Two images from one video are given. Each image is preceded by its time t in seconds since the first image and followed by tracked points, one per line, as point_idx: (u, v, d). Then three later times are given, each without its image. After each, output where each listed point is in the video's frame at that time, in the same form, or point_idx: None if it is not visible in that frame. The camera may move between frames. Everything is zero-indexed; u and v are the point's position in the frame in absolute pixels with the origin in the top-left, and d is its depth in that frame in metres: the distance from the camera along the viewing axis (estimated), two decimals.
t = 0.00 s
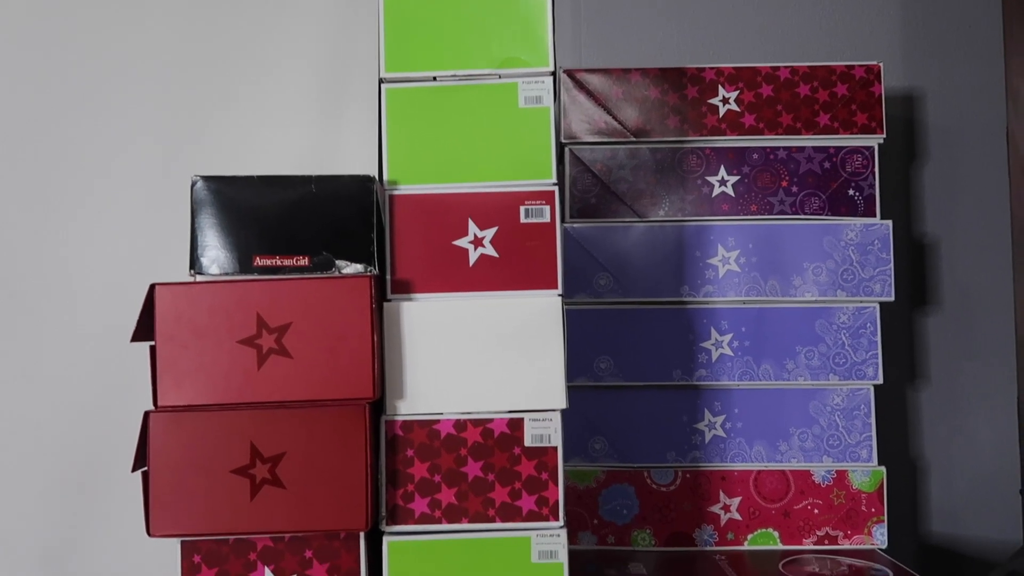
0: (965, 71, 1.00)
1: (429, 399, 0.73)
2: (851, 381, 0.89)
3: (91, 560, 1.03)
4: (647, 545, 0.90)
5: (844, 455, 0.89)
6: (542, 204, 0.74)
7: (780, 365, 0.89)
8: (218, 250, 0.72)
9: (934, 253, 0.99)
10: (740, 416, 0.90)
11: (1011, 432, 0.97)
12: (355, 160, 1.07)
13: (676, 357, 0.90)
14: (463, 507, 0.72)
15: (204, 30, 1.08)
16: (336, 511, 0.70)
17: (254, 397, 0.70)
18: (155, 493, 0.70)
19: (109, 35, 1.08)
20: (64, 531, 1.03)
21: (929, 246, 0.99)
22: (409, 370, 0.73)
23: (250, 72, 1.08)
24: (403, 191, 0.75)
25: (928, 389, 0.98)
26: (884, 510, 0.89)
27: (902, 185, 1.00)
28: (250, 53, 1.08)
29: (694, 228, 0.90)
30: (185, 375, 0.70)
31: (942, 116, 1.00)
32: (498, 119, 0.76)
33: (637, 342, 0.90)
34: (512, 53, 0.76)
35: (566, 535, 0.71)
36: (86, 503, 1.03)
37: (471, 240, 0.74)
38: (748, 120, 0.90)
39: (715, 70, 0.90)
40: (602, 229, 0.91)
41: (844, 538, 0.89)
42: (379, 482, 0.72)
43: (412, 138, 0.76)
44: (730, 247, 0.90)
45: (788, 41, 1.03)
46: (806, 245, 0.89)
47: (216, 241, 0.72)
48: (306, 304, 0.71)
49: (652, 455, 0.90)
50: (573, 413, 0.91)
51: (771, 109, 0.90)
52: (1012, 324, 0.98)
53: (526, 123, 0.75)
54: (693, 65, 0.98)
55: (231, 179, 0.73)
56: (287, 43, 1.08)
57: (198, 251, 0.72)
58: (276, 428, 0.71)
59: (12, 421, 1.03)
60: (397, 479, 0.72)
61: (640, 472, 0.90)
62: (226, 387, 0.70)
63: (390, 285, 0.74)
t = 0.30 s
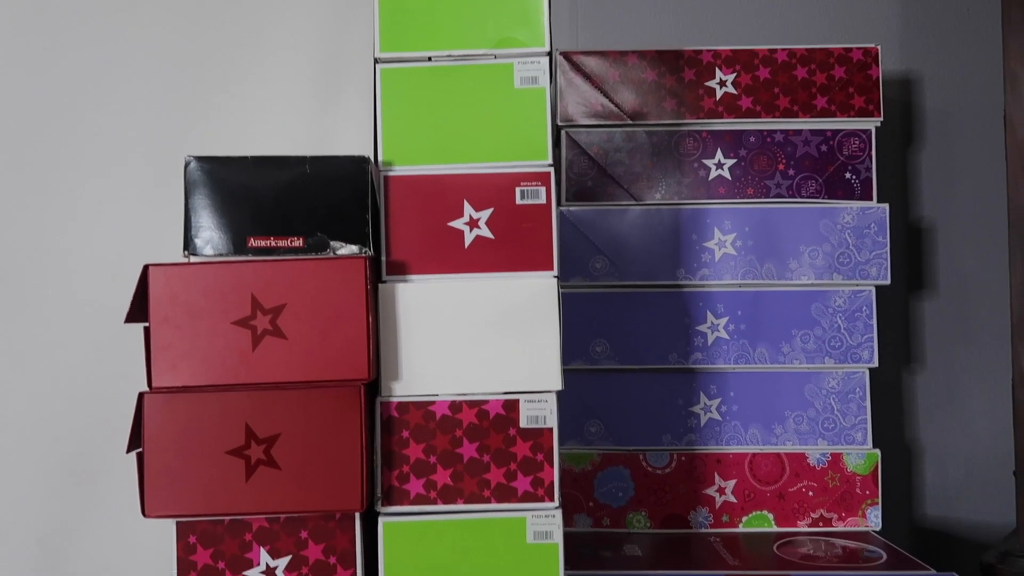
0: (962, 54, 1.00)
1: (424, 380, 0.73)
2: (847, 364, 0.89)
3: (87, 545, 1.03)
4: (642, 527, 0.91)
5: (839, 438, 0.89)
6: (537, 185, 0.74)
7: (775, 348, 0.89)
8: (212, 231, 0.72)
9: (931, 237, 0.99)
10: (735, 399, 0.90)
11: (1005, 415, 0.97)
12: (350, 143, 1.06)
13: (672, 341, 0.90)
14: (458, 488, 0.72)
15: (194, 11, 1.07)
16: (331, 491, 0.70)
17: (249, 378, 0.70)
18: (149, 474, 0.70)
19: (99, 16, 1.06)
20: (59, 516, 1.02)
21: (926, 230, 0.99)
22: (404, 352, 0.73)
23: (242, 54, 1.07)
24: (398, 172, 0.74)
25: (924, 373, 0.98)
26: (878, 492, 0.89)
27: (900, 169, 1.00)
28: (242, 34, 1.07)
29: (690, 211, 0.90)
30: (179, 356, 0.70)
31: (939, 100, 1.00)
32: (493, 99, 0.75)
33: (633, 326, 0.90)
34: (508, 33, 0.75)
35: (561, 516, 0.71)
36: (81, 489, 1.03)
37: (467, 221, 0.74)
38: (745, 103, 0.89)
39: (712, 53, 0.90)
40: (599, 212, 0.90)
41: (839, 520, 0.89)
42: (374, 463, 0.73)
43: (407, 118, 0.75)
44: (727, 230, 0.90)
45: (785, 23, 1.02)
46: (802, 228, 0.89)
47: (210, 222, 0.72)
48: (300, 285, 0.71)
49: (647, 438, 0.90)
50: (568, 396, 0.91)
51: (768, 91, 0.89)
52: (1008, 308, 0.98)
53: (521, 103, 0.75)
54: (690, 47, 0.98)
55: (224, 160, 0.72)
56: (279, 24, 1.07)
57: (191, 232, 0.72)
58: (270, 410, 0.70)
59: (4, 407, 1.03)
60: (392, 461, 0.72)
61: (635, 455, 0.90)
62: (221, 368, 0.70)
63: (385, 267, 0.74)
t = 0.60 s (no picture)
0: (957, 39, 1.00)
1: (418, 363, 0.73)
2: (841, 349, 0.89)
3: (81, 530, 1.02)
4: (636, 511, 0.91)
5: (833, 422, 0.89)
6: (532, 168, 0.74)
7: (770, 333, 0.90)
8: (205, 213, 0.71)
9: (925, 223, 0.99)
10: (729, 383, 0.90)
11: (997, 400, 0.98)
12: (343, 127, 1.05)
13: (666, 326, 0.90)
14: (452, 471, 0.72)
15: None
16: (325, 475, 0.70)
17: (243, 361, 0.70)
18: (143, 457, 0.70)
19: None
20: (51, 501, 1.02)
21: (921, 215, 0.99)
22: (398, 335, 0.73)
23: (233, 36, 1.05)
24: (391, 155, 0.74)
25: (917, 358, 0.98)
26: (871, 476, 0.89)
27: (895, 154, 1.00)
28: (233, 16, 1.05)
29: (685, 196, 0.90)
30: (172, 339, 0.70)
31: (935, 85, 0.99)
32: (488, 81, 0.75)
33: (628, 311, 0.90)
34: (502, 14, 0.75)
35: (555, 499, 0.72)
36: (75, 475, 1.02)
37: (461, 204, 0.74)
38: (740, 87, 0.89)
39: (708, 36, 0.89)
40: (594, 196, 0.90)
41: (832, 504, 0.90)
42: (368, 446, 0.72)
43: (401, 101, 0.75)
44: (722, 215, 0.90)
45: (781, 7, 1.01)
46: (797, 213, 0.89)
47: (202, 204, 0.71)
48: (294, 268, 0.71)
49: (642, 423, 0.91)
50: (563, 381, 0.91)
51: (763, 75, 0.89)
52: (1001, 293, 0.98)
53: (516, 85, 0.74)
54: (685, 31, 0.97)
55: (216, 142, 0.71)
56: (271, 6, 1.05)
57: (184, 214, 0.71)
58: (264, 393, 0.70)
59: None
60: (386, 443, 0.72)
61: (630, 440, 0.90)
62: (214, 351, 0.70)
63: (379, 250, 0.74)
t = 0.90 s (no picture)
0: (957, 26, 0.99)
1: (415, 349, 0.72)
2: (838, 336, 0.89)
3: (77, 518, 1.02)
4: (633, 498, 0.91)
5: (830, 410, 0.90)
6: (529, 153, 0.73)
7: (767, 321, 0.90)
8: (201, 199, 0.71)
9: (923, 211, 0.99)
10: (727, 371, 0.90)
11: (994, 389, 0.98)
12: (340, 114, 1.05)
13: (664, 313, 0.90)
14: (450, 457, 0.72)
15: None
16: (322, 460, 0.70)
17: (239, 346, 0.70)
18: (139, 442, 0.70)
19: None
20: (48, 490, 1.02)
21: (919, 204, 0.99)
22: (395, 321, 0.73)
23: (229, 22, 1.04)
24: (388, 140, 0.74)
25: (914, 346, 0.98)
26: (868, 464, 0.89)
27: (893, 142, 0.99)
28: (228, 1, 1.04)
29: (683, 184, 0.90)
30: (168, 325, 0.70)
31: (933, 73, 0.99)
32: (484, 66, 0.74)
33: (625, 298, 0.90)
34: None
35: (552, 484, 0.72)
36: (71, 462, 1.02)
37: (458, 189, 0.73)
38: (739, 74, 0.89)
39: (706, 23, 0.89)
40: (591, 184, 0.90)
41: (828, 491, 0.90)
42: (365, 432, 0.72)
43: (398, 86, 0.74)
44: (720, 202, 0.90)
45: None
46: (795, 200, 0.89)
47: (198, 189, 0.71)
48: (290, 253, 0.70)
49: (639, 410, 0.91)
50: (560, 368, 0.91)
51: (761, 62, 0.89)
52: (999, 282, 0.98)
53: (513, 70, 0.74)
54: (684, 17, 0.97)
55: (212, 127, 0.71)
56: None
57: (180, 199, 0.71)
58: (261, 378, 0.70)
59: None
60: (383, 429, 0.72)
61: (627, 427, 0.90)
62: (210, 337, 0.70)
63: (376, 236, 0.73)
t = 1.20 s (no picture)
0: (954, 13, 0.99)
1: (410, 335, 0.72)
2: (832, 324, 0.89)
3: (71, 505, 1.02)
4: (628, 485, 0.91)
5: (824, 397, 0.90)
6: (524, 138, 0.73)
7: (762, 308, 0.90)
8: (194, 183, 0.70)
9: (918, 199, 0.99)
10: (722, 358, 0.90)
11: (987, 377, 0.98)
12: (335, 100, 1.04)
13: (659, 301, 0.90)
14: (445, 442, 0.72)
15: None
16: (317, 446, 0.70)
17: (233, 331, 0.70)
18: (133, 428, 0.69)
19: None
20: (42, 477, 1.01)
21: (914, 191, 0.99)
22: (390, 307, 0.72)
23: (222, 6, 1.03)
24: (383, 125, 0.73)
25: (909, 334, 0.99)
26: (861, 451, 0.90)
27: (889, 129, 0.99)
28: None
29: (678, 171, 0.90)
30: (161, 310, 0.69)
31: (930, 61, 0.99)
32: (479, 50, 0.74)
33: (621, 285, 0.90)
34: None
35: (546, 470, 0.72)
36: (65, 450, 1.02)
37: (453, 174, 0.73)
38: (735, 61, 0.88)
39: (703, 9, 0.89)
40: (587, 170, 0.90)
41: (822, 478, 0.90)
42: (360, 417, 0.72)
43: (393, 70, 0.74)
44: (715, 189, 0.89)
45: None
46: (791, 188, 0.89)
47: (192, 174, 0.70)
48: (284, 238, 0.70)
49: (634, 397, 0.91)
50: (555, 356, 0.91)
51: (758, 49, 0.88)
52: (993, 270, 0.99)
53: (509, 55, 0.74)
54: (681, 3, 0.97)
55: (205, 111, 0.71)
56: None
57: (173, 183, 0.70)
58: (255, 364, 0.70)
59: None
60: (378, 415, 0.72)
61: (622, 414, 0.91)
62: (204, 322, 0.70)
63: (370, 221, 0.73)
